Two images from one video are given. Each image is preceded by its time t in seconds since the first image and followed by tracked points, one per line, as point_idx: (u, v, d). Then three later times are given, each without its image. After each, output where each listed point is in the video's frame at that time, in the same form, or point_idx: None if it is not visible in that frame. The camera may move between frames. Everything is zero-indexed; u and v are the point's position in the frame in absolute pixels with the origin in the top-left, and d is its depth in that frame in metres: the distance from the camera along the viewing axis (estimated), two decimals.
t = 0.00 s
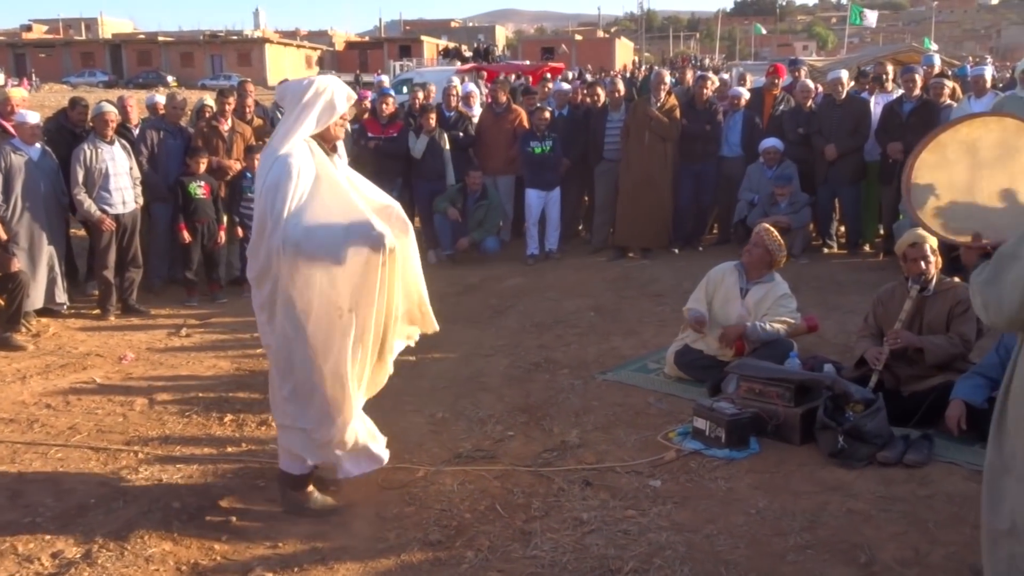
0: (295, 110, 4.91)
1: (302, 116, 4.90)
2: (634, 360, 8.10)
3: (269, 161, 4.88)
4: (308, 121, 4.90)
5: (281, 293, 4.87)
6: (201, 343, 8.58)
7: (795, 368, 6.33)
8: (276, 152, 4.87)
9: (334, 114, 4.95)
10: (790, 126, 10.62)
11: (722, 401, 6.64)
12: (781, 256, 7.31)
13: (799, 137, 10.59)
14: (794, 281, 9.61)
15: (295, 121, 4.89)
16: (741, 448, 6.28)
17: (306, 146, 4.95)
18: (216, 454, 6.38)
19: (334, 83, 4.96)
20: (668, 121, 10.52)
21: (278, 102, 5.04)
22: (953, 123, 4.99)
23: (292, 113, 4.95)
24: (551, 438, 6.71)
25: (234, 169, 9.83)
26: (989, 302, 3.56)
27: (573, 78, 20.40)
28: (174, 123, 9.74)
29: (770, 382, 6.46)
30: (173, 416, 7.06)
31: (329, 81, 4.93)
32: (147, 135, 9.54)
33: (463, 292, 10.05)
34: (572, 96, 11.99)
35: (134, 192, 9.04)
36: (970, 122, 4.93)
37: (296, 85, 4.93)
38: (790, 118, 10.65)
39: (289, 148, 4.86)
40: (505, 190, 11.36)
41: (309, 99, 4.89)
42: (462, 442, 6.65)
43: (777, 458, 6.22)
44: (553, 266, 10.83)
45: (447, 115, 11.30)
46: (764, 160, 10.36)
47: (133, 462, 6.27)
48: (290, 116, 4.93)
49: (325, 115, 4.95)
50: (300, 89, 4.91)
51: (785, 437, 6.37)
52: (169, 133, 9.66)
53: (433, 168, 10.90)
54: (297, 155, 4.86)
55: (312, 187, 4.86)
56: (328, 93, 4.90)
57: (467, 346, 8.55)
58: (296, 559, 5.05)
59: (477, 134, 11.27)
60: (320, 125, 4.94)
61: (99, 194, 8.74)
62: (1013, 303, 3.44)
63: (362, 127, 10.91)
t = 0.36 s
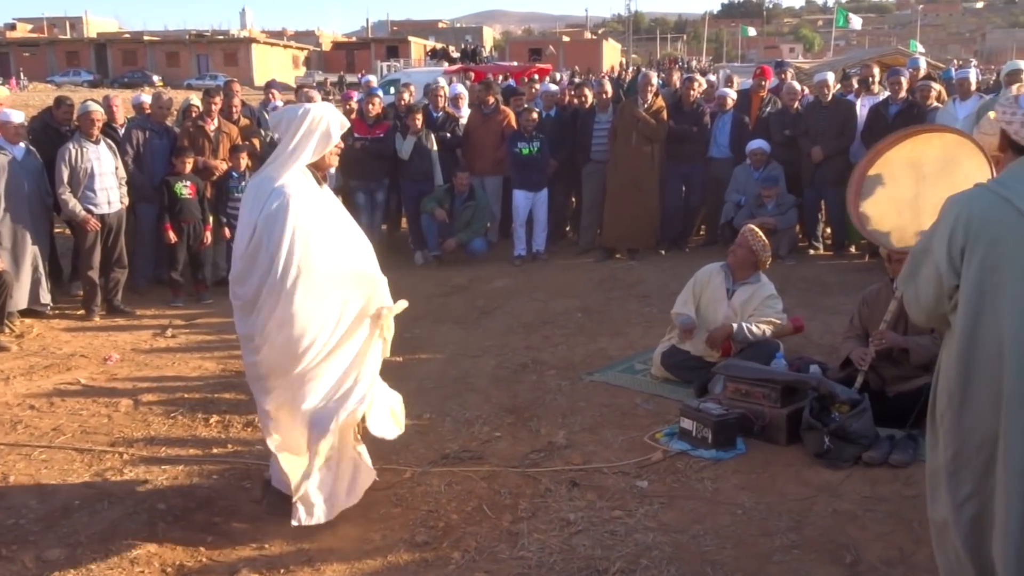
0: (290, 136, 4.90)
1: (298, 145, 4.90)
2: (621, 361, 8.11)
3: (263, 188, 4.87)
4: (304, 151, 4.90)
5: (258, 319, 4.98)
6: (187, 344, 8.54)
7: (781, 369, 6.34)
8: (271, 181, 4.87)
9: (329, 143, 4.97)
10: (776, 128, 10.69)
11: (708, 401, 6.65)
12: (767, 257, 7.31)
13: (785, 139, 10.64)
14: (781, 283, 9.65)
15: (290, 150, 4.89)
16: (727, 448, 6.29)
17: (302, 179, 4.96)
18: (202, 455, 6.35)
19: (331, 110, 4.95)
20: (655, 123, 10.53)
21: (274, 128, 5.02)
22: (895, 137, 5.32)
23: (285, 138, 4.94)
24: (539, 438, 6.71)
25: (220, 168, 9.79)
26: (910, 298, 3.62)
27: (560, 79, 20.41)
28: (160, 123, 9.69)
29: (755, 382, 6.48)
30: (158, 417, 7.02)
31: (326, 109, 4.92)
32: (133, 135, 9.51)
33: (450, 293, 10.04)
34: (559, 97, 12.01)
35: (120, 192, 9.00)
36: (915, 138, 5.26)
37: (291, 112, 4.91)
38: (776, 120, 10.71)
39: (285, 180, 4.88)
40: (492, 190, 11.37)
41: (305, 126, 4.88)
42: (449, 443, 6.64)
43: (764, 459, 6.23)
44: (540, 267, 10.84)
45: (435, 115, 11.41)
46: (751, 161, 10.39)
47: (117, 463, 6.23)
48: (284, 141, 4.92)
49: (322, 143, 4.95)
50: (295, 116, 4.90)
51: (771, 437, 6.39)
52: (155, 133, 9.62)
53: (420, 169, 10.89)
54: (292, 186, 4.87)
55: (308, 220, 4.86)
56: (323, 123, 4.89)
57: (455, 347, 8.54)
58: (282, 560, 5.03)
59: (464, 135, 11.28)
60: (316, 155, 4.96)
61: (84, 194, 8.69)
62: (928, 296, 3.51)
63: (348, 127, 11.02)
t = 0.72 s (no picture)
0: (272, 136, 4.89)
1: (279, 144, 4.88)
2: (608, 363, 8.11)
3: (242, 188, 4.83)
4: (287, 150, 4.88)
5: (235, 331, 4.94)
6: (172, 345, 8.50)
7: (766, 372, 6.36)
8: (250, 180, 4.84)
9: (314, 144, 4.96)
10: (762, 132, 10.75)
11: (694, 403, 6.66)
12: (754, 260, 7.31)
13: (771, 143, 10.70)
14: (767, 286, 9.68)
15: (271, 149, 4.87)
16: (713, 450, 6.30)
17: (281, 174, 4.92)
18: (186, 457, 6.31)
19: (315, 113, 4.96)
20: (642, 125, 10.55)
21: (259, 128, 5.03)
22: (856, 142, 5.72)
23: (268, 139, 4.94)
24: (525, 440, 6.71)
25: (207, 169, 9.76)
26: (877, 301, 3.90)
27: (546, 82, 20.46)
28: (146, 124, 9.66)
29: (741, 385, 6.49)
30: (143, 418, 6.98)
31: (308, 110, 4.93)
32: (118, 136, 9.47)
33: (437, 295, 10.04)
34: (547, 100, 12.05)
35: (105, 192, 8.96)
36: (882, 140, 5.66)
37: (274, 114, 4.93)
38: (762, 123, 10.77)
39: (263, 179, 4.83)
40: (479, 193, 11.37)
41: (287, 126, 4.87)
42: (436, 445, 6.63)
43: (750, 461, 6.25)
44: (527, 269, 10.85)
45: (422, 118, 11.34)
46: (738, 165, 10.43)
47: (100, 465, 6.19)
48: (266, 141, 4.91)
49: (305, 144, 4.94)
50: (278, 116, 4.91)
51: (757, 440, 6.40)
52: (141, 134, 9.59)
53: (408, 170, 10.91)
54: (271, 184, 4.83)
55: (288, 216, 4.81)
56: (307, 125, 4.90)
57: (441, 349, 8.53)
58: (268, 562, 5.01)
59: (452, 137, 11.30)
60: (298, 155, 4.94)
61: (69, 194, 8.64)
62: (894, 301, 3.79)
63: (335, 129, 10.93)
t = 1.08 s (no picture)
0: (264, 105, 4.93)
1: (270, 113, 4.91)
2: (594, 365, 8.13)
3: (230, 153, 4.86)
4: (276, 118, 4.90)
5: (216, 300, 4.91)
6: (156, 347, 8.46)
7: (751, 375, 6.38)
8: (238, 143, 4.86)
9: (304, 115, 4.98)
10: (748, 136, 10.80)
11: (679, 406, 6.68)
12: (742, 265, 7.31)
13: (757, 146, 10.76)
14: (753, 289, 9.71)
15: (263, 117, 4.90)
16: (698, 452, 6.32)
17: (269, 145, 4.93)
18: (171, 460, 6.28)
19: (307, 87, 4.99)
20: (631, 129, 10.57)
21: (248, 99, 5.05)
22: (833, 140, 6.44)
23: (259, 107, 4.97)
24: (511, 442, 6.71)
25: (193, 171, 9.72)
26: (859, 302, 3.96)
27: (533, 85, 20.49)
28: (131, 125, 9.63)
29: (726, 387, 6.51)
30: (127, 421, 6.94)
31: (301, 83, 4.96)
32: (103, 137, 9.44)
33: (423, 298, 10.03)
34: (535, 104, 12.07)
35: (90, 194, 8.92)
36: (851, 139, 6.42)
37: (269, 84, 4.96)
38: (748, 127, 10.82)
39: (250, 145, 4.84)
40: (466, 195, 11.38)
41: (279, 97, 4.91)
42: (422, 447, 6.63)
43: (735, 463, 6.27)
44: (513, 272, 10.86)
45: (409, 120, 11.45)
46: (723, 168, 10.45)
47: (84, 467, 6.16)
48: (258, 109, 4.95)
49: (296, 114, 4.96)
50: (271, 87, 4.94)
51: (742, 442, 6.42)
52: (126, 135, 9.56)
53: (396, 173, 10.93)
54: (258, 152, 4.84)
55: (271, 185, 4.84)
56: (297, 95, 4.93)
57: (428, 351, 8.53)
58: (252, 565, 4.99)
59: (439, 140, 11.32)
60: (288, 124, 4.95)
61: (53, 196, 8.60)
62: (881, 303, 3.84)
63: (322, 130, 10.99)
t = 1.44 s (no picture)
0: (261, 126, 4.89)
1: (268, 135, 4.88)
2: (580, 368, 8.14)
3: (230, 177, 4.81)
4: (276, 142, 4.88)
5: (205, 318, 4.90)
6: (141, 349, 8.42)
7: (737, 377, 6.41)
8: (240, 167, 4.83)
9: (303, 137, 4.97)
10: (734, 139, 10.86)
11: (666, 408, 6.69)
12: (729, 267, 7.34)
13: (743, 150, 10.82)
14: (739, 292, 9.75)
15: (261, 140, 4.87)
16: (684, 455, 6.34)
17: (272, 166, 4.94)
18: (155, 462, 6.25)
19: (305, 106, 4.97)
20: (619, 134, 10.65)
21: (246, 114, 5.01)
22: (814, 161, 6.22)
23: (255, 128, 4.92)
24: (498, 444, 6.71)
25: (180, 173, 9.67)
26: (869, 309, 3.89)
27: (520, 87, 20.50)
28: (117, 125, 9.59)
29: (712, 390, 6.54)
30: (111, 423, 6.91)
31: (300, 103, 4.94)
32: (88, 138, 9.40)
33: (410, 300, 10.03)
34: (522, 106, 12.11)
35: (75, 195, 8.87)
36: (832, 162, 6.14)
37: (265, 104, 4.91)
38: (735, 131, 10.87)
39: (253, 167, 4.83)
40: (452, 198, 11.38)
41: (279, 118, 4.87)
42: (408, 449, 6.62)
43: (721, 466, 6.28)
44: (500, 274, 10.87)
45: (397, 122, 11.35)
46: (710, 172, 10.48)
47: (67, 470, 6.12)
48: (255, 130, 4.91)
49: (295, 136, 4.94)
50: (270, 108, 4.89)
51: (728, 443, 6.43)
52: (111, 136, 9.52)
53: (383, 174, 10.95)
54: (260, 176, 4.83)
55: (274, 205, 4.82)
56: (297, 116, 4.90)
57: (415, 353, 8.53)
58: (237, 567, 4.97)
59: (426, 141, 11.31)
60: (288, 144, 4.94)
61: (38, 197, 8.56)
62: (895, 308, 3.80)
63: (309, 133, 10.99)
